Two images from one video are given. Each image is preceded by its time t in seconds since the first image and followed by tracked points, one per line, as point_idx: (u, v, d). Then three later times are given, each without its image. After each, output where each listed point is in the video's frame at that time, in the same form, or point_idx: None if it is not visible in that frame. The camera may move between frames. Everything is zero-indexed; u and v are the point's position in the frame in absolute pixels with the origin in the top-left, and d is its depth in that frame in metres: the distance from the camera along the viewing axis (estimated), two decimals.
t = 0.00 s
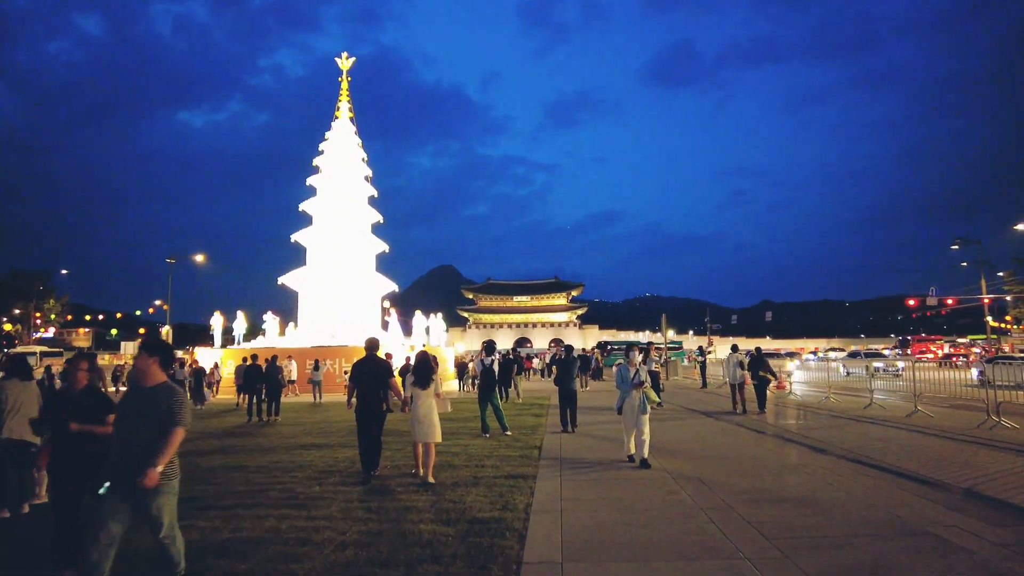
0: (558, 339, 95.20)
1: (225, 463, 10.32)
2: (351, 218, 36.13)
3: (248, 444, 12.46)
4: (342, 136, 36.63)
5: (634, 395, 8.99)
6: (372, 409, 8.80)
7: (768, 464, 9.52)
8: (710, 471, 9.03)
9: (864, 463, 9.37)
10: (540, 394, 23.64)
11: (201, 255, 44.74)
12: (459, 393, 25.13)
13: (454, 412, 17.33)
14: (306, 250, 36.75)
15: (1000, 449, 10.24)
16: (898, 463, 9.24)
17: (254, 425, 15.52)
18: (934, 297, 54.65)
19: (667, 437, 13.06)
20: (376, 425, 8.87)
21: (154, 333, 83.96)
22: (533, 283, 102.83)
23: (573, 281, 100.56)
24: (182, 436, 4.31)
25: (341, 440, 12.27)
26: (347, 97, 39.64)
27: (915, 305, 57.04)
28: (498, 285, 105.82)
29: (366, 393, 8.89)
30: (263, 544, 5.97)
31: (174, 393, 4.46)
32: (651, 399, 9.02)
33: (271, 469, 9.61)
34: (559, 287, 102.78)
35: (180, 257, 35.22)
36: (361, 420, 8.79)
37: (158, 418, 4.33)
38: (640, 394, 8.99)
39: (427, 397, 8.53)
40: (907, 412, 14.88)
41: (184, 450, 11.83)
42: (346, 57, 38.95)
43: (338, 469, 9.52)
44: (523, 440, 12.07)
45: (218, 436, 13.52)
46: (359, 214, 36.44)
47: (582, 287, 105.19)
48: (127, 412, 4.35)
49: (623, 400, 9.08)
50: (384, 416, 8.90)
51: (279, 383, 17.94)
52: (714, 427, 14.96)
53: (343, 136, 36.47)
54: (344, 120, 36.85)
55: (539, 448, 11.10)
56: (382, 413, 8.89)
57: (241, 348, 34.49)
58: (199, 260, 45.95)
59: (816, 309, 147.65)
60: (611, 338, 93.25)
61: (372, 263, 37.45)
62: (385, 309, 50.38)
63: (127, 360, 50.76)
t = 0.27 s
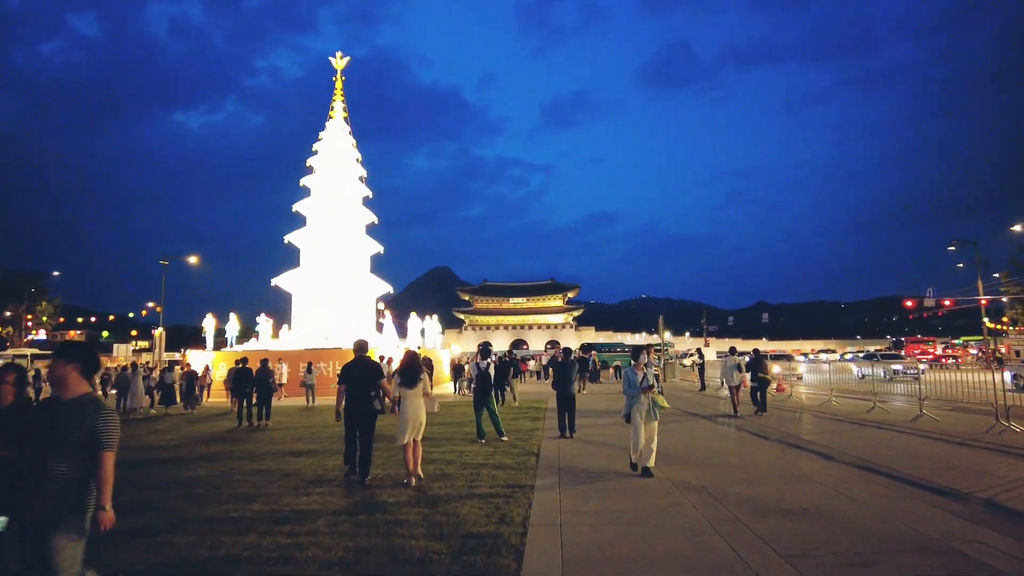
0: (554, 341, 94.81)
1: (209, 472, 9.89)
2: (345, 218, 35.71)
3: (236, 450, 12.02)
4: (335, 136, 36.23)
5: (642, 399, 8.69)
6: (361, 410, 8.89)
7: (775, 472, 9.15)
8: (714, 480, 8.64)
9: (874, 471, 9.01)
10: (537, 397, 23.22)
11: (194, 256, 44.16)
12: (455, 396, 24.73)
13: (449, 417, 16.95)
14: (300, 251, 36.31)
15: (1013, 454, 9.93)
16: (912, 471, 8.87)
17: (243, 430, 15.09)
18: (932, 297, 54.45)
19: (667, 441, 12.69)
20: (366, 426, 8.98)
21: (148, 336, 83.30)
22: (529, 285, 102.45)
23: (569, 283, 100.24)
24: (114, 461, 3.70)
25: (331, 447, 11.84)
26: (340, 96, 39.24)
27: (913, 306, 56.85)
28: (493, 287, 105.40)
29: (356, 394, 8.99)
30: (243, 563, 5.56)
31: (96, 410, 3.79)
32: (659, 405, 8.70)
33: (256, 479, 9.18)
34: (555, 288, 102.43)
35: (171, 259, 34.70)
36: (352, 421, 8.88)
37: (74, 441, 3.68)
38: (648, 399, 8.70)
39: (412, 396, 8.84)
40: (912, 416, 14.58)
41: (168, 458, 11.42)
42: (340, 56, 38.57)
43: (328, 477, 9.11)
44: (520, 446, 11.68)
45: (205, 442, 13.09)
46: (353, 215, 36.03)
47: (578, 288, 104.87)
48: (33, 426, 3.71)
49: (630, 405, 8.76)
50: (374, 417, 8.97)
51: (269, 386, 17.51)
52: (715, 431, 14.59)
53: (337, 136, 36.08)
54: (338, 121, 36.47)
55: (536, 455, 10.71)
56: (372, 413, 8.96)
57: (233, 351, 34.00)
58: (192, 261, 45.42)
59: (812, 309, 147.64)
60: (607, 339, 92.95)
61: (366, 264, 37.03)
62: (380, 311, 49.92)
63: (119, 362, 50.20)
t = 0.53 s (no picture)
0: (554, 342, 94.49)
1: (202, 476, 9.58)
2: (344, 219, 35.40)
3: (231, 453, 11.70)
4: (335, 135, 35.96)
5: (659, 404, 8.32)
6: (355, 411, 9.31)
7: (787, 477, 8.83)
8: (725, 487, 8.32)
9: (891, 477, 8.69)
10: (538, 399, 22.90)
11: (193, 256, 43.81)
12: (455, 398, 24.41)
13: (450, 419, 16.63)
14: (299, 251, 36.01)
15: None
16: (932, 478, 8.54)
17: (240, 432, 14.78)
18: (934, 299, 54.20)
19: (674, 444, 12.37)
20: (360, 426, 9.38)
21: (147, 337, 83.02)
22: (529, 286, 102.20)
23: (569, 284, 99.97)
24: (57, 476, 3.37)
25: (329, 450, 11.52)
26: (340, 95, 38.99)
27: (915, 307, 56.56)
28: (493, 288, 105.12)
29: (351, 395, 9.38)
30: None
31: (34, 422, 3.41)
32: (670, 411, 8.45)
33: (250, 484, 8.85)
34: (555, 290, 102.16)
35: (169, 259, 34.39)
36: (346, 422, 9.30)
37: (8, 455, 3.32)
38: (663, 404, 8.37)
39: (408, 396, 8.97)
40: (923, 419, 14.27)
41: (161, 461, 11.11)
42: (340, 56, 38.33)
43: (324, 483, 8.76)
44: (523, 450, 11.35)
45: (200, 445, 12.78)
46: (353, 215, 35.73)
47: (578, 289, 104.62)
48: None
49: (646, 410, 8.34)
50: (367, 418, 9.39)
51: (266, 387, 17.19)
52: (722, 434, 14.27)
53: (336, 135, 35.81)
54: (338, 120, 36.20)
55: (540, 459, 10.36)
56: (365, 414, 9.38)
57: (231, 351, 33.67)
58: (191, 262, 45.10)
59: (812, 311, 147.44)
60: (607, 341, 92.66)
61: (365, 264, 36.71)
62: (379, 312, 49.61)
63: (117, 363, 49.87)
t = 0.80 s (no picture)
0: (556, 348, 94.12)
1: (197, 487, 9.25)
2: (345, 223, 35.10)
3: (228, 462, 11.37)
4: (336, 139, 35.74)
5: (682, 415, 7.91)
6: (349, 416, 9.30)
7: (804, 491, 8.52)
8: (742, 501, 7.98)
9: (914, 492, 8.34)
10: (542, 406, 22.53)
11: (194, 261, 43.55)
12: (457, 404, 24.09)
13: (452, 427, 16.27)
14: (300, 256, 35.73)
15: None
16: (957, 493, 8.19)
17: (237, 440, 14.44)
18: (939, 305, 53.76)
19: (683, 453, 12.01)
20: (356, 431, 9.36)
21: (147, 341, 82.74)
22: (531, 292, 101.92)
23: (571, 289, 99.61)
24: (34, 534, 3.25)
25: (328, 459, 11.18)
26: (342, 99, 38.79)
27: (921, 314, 56.12)
28: (495, 293, 104.86)
29: (347, 398, 9.34)
30: None
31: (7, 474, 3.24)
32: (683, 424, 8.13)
33: (247, 495, 8.52)
34: (557, 295, 101.88)
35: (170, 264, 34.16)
36: (340, 427, 9.28)
37: None
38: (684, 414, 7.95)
39: (410, 402, 8.92)
40: (938, 428, 13.91)
41: (155, 471, 10.78)
42: (342, 60, 38.17)
43: (321, 495, 8.41)
44: (528, 460, 11.01)
45: (196, 453, 12.44)
46: (354, 219, 35.45)
47: (580, 295, 104.28)
48: None
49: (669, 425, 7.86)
50: (362, 423, 9.37)
51: (265, 394, 16.85)
52: (731, 443, 13.91)
53: (338, 139, 35.58)
54: (339, 124, 35.97)
55: (546, 470, 10.02)
56: (360, 419, 9.36)
57: (231, 356, 33.36)
58: (193, 266, 44.81)
59: (815, 316, 146.92)
60: (609, 347, 92.25)
61: (367, 269, 36.42)
62: (381, 317, 49.22)
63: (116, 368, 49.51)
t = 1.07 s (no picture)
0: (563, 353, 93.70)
1: (201, 496, 8.97)
2: (353, 228, 34.95)
3: (233, 470, 11.10)
4: (344, 144, 35.63)
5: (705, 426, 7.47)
6: (354, 425, 8.99)
7: (829, 503, 8.20)
8: (767, 514, 7.63)
9: (945, 504, 7.98)
10: (552, 412, 22.23)
11: (203, 266, 43.58)
12: (465, 410, 23.84)
13: (461, 434, 15.95)
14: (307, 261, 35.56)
15: None
16: (990, 506, 7.84)
17: (243, 447, 14.17)
18: (953, 310, 53.10)
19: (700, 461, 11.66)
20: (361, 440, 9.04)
21: (155, 346, 82.95)
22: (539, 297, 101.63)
23: (578, 295, 99.22)
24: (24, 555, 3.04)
25: (335, 468, 10.88)
26: (350, 104, 38.70)
27: (934, 318, 55.42)
28: (503, 298, 104.61)
29: (352, 407, 9.04)
30: None
31: None
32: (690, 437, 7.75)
33: (251, 506, 8.23)
34: (565, 300, 101.52)
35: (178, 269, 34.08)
36: (345, 436, 8.95)
37: None
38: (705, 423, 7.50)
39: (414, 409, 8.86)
40: (961, 436, 13.54)
41: (158, 479, 10.52)
42: (350, 65, 38.10)
43: (327, 507, 8.08)
44: (540, 470, 10.69)
45: (201, 461, 12.17)
46: (362, 224, 35.30)
47: (588, 300, 103.89)
48: None
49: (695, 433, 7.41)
50: (368, 432, 9.05)
51: (272, 400, 16.59)
52: (748, 451, 13.53)
53: (346, 144, 35.47)
54: (347, 129, 35.85)
55: (559, 481, 9.69)
56: (366, 428, 9.05)
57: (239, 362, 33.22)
58: (201, 271, 44.77)
59: (824, 321, 145.84)
60: (617, 352, 91.76)
61: (375, 274, 36.23)
62: (389, 322, 49.03)
63: (124, 373, 49.46)
